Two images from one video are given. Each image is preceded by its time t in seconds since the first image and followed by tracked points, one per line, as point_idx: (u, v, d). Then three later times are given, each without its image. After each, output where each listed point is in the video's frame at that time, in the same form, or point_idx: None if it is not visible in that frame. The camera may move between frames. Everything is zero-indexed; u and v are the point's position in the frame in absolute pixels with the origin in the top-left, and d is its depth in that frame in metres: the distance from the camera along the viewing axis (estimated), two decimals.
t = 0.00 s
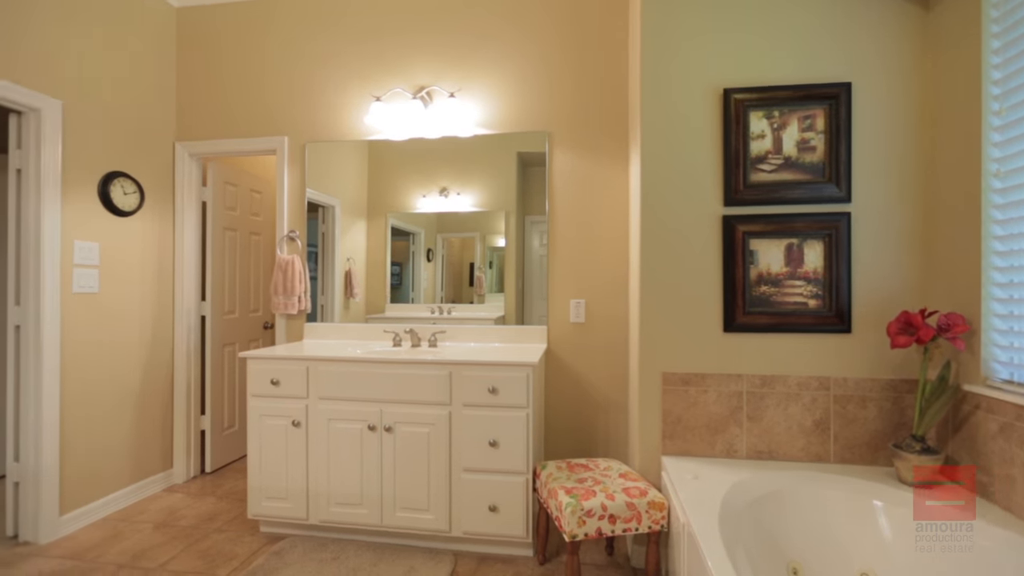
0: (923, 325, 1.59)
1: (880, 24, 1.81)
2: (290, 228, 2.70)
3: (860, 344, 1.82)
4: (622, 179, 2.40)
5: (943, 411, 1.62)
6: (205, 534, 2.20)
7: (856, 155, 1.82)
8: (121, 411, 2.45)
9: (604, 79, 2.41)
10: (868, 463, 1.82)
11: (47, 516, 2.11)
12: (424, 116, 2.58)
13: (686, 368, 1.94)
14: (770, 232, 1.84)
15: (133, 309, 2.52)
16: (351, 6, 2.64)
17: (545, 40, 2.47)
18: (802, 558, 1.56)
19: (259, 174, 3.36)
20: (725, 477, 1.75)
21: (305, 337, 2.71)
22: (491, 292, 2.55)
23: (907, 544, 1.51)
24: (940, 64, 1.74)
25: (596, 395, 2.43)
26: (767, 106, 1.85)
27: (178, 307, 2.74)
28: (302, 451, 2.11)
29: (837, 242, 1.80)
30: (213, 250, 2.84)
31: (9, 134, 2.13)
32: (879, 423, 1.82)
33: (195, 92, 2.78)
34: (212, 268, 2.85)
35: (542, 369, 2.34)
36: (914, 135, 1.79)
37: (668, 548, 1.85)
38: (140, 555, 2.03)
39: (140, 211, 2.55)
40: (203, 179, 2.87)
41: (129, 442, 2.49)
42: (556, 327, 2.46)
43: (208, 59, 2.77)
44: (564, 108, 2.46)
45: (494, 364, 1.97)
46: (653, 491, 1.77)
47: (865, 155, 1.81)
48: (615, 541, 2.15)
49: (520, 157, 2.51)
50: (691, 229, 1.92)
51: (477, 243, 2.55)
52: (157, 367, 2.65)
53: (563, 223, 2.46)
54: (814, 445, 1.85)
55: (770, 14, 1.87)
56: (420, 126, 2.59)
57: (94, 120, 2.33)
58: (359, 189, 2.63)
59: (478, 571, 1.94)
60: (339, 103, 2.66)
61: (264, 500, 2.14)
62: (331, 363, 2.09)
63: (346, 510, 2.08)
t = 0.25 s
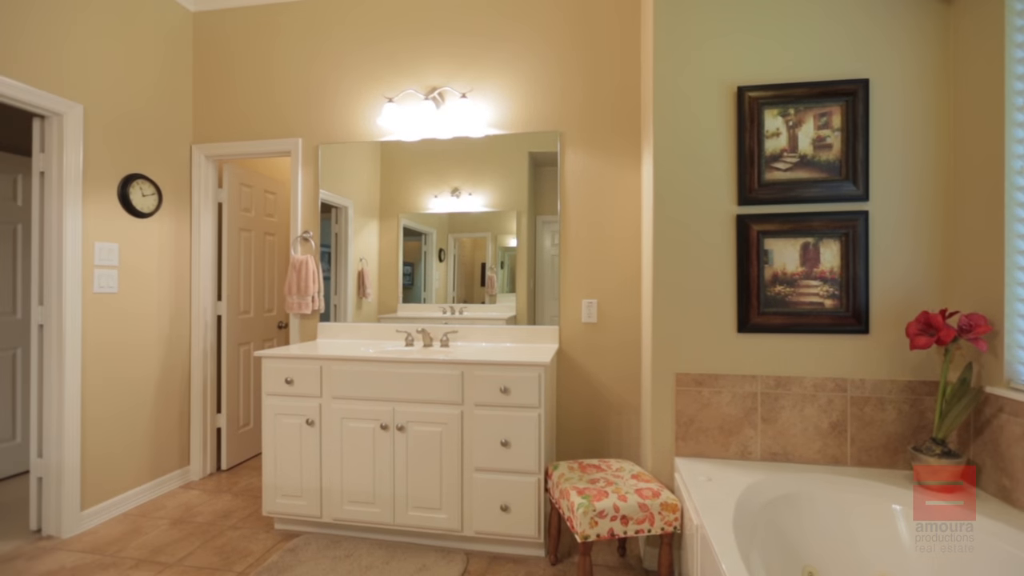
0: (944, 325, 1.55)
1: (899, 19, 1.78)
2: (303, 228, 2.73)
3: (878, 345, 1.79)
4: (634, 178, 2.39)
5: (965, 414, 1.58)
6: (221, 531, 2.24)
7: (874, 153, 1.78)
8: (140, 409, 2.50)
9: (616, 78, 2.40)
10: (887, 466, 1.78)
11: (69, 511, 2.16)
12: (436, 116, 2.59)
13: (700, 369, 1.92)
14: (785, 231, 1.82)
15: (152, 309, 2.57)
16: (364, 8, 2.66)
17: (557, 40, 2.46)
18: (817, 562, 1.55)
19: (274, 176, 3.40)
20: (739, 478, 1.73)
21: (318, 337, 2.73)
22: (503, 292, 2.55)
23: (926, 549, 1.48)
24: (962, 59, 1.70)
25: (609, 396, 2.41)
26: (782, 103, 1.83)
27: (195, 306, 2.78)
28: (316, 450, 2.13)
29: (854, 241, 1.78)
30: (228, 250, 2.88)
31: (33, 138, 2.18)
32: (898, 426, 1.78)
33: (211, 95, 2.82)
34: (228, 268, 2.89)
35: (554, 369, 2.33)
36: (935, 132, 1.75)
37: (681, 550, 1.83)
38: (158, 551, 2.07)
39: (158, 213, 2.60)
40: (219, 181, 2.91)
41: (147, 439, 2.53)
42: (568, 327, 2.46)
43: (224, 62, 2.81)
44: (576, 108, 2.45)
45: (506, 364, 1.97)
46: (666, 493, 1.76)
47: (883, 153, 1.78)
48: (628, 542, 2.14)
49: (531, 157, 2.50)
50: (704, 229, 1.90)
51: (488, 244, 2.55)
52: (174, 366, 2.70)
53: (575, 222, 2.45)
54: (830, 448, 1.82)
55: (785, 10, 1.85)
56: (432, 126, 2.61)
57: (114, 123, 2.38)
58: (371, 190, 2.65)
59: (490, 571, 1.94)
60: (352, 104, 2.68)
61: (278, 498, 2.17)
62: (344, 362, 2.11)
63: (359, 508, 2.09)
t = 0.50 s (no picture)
0: (964, 326, 1.52)
1: (917, 14, 1.74)
2: (316, 229, 2.76)
3: (896, 346, 1.76)
4: (646, 178, 2.37)
5: (986, 416, 1.55)
6: (236, 528, 2.26)
7: (891, 151, 1.75)
8: (157, 407, 2.54)
9: (627, 77, 2.39)
10: (905, 469, 1.75)
11: (88, 507, 2.20)
12: (447, 117, 2.60)
13: (712, 369, 1.91)
14: (800, 230, 1.80)
15: (169, 309, 2.61)
16: (375, 10, 2.67)
17: (568, 39, 2.46)
18: (832, 565, 1.53)
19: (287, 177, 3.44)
20: (752, 480, 1.72)
21: (331, 337, 2.76)
22: (513, 292, 2.55)
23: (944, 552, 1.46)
24: (983, 54, 1.66)
25: (620, 396, 2.40)
26: (796, 101, 1.81)
27: (210, 306, 2.82)
28: (328, 449, 2.15)
29: (871, 240, 1.75)
30: (243, 251, 2.92)
31: (55, 141, 2.23)
32: (916, 428, 1.75)
33: (226, 98, 2.86)
34: (242, 268, 2.93)
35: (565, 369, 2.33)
36: (954, 129, 1.72)
37: (694, 552, 1.82)
38: (174, 546, 2.10)
39: (174, 214, 2.64)
40: (233, 182, 2.95)
41: (164, 436, 2.58)
42: (579, 327, 2.45)
43: (238, 65, 2.84)
44: (587, 107, 2.44)
45: (517, 364, 1.97)
46: (678, 494, 1.75)
47: (901, 150, 1.75)
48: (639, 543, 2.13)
49: (542, 157, 2.50)
50: (717, 228, 1.88)
51: (499, 244, 2.55)
52: (190, 365, 2.74)
53: (586, 222, 2.45)
54: (846, 450, 1.80)
55: (800, 6, 1.82)
56: (443, 127, 2.61)
57: (131, 126, 2.42)
58: (383, 191, 2.66)
59: (501, 571, 1.94)
60: (364, 106, 2.70)
61: (292, 496, 2.19)
62: (356, 362, 2.13)
63: (371, 507, 2.11)
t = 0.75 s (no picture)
0: (984, 327, 1.49)
1: (936, 9, 1.71)
2: (329, 229, 2.78)
3: (914, 347, 1.73)
4: (658, 177, 2.36)
5: (1007, 420, 1.51)
6: (250, 524, 2.29)
7: (909, 148, 1.72)
8: (173, 405, 2.58)
9: (639, 75, 2.38)
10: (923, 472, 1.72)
11: (107, 502, 2.24)
12: (458, 117, 2.60)
13: (725, 370, 1.89)
14: (815, 229, 1.77)
15: (185, 308, 2.65)
16: (387, 12, 2.69)
17: (579, 38, 2.45)
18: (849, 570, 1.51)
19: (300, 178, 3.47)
20: (766, 482, 1.70)
21: (343, 336, 2.78)
22: (524, 292, 2.55)
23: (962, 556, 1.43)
24: (1004, 49, 1.63)
25: (631, 396, 2.39)
26: (811, 98, 1.78)
27: (225, 306, 2.86)
28: (341, 447, 2.17)
29: (888, 239, 1.72)
30: (257, 251, 2.96)
31: (75, 144, 2.27)
32: (935, 431, 1.72)
33: (240, 100, 2.90)
34: (256, 269, 2.96)
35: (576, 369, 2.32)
36: (975, 125, 1.68)
37: (706, 554, 1.80)
38: (190, 542, 2.13)
39: (190, 215, 2.68)
40: (247, 184, 2.99)
41: (180, 434, 2.62)
42: (590, 327, 2.44)
43: (252, 68, 2.88)
44: (598, 106, 2.43)
45: (528, 364, 1.97)
46: (691, 496, 1.73)
47: (919, 147, 1.72)
48: (651, 545, 2.12)
49: (553, 157, 2.50)
50: (730, 227, 1.86)
51: (510, 244, 2.56)
52: (205, 364, 2.78)
53: (597, 222, 2.44)
54: (863, 453, 1.77)
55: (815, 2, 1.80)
56: (454, 127, 2.62)
57: (149, 129, 2.47)
58: (394, 191, 2.68)
59: (512, 571, 1.95)
60: (375, 107, 2.72)
61: (305, 494, 2.21)
62: (368, 361, 2.14)
63: (382, 505, 2.12)
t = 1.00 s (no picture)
0: (1006, 328, 1.45)
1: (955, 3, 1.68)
2: (341, 230, 2.80)
3: (932, 348, 1.70)
4: (669, 176, 2.34)
5: None
6: (264, 522, 2.32)
7: (927, 145, 1.69)
8: (189, 403, 2.62)
9: (650, 74, 2.36)
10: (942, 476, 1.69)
11: (125, 499, 2.28)
12: (469, 118, 2.61)
13: (738, 371, 1.87)
14: (830, 228, 1.75)
15: (200, 308, 2.69)
16: (398, 13, 2.71)
17: (590, 37, 2.44)
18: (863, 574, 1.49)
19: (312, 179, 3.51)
20: (780, 483, 1.68)
21: (355, 336, 2.80)
22: (535, 292, 2.55)
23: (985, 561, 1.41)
24: None
25: (643, 397, 2.38)
26: (826, 95, 1.76)
27: (239, 306, 2.90)
28: (353, 446, 2.18)
29: (906, 238, 1.69)
30: (270, 251, 2.99)
31: (94, 147, 2.32)
32: (954, 434, 1.68)
33: (254, 102, 2.93)
34: (270, 269, 3.00)
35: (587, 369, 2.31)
36: (996, 121, 1.65)
37: (719, 556, 1.79)
38: (206, 538, 2.17)
39: (205, 216, 2.72)
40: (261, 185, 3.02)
41: (196, 432, 2.66)
42: (602, 327, 2.43)
43: (266, 70, 2.91)
44: (608, 106, 2.42)
45: (539, 364, 1.97)
46: (703, 497, 1.72)
47: (938, 144, 1.69)
48: (662, 546, 2.11)
49: (564, 157, 2.49)
50: (743, 227, 1.84)
51: (521, 243, 2.56)
52: (220, 363, 2.82)
53: (608, 222, 2.43)
54: (880, 455, 1.74)
55: None
56: (464, 127, 2.63)
57: (165, 131, 2.51)
58: (405, 192, 2.69)
59: (523, 571, 1.95)
60: (387, 108, 2.73)
61: (318, 492, 2.23)
62: (380, 361, 2.15)
63: (394, 504, 2.13)
